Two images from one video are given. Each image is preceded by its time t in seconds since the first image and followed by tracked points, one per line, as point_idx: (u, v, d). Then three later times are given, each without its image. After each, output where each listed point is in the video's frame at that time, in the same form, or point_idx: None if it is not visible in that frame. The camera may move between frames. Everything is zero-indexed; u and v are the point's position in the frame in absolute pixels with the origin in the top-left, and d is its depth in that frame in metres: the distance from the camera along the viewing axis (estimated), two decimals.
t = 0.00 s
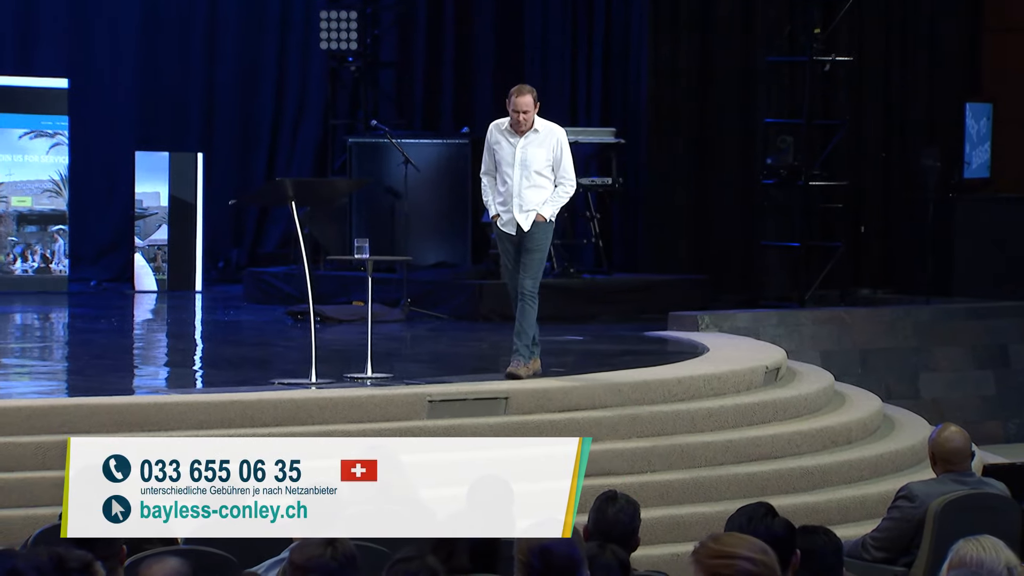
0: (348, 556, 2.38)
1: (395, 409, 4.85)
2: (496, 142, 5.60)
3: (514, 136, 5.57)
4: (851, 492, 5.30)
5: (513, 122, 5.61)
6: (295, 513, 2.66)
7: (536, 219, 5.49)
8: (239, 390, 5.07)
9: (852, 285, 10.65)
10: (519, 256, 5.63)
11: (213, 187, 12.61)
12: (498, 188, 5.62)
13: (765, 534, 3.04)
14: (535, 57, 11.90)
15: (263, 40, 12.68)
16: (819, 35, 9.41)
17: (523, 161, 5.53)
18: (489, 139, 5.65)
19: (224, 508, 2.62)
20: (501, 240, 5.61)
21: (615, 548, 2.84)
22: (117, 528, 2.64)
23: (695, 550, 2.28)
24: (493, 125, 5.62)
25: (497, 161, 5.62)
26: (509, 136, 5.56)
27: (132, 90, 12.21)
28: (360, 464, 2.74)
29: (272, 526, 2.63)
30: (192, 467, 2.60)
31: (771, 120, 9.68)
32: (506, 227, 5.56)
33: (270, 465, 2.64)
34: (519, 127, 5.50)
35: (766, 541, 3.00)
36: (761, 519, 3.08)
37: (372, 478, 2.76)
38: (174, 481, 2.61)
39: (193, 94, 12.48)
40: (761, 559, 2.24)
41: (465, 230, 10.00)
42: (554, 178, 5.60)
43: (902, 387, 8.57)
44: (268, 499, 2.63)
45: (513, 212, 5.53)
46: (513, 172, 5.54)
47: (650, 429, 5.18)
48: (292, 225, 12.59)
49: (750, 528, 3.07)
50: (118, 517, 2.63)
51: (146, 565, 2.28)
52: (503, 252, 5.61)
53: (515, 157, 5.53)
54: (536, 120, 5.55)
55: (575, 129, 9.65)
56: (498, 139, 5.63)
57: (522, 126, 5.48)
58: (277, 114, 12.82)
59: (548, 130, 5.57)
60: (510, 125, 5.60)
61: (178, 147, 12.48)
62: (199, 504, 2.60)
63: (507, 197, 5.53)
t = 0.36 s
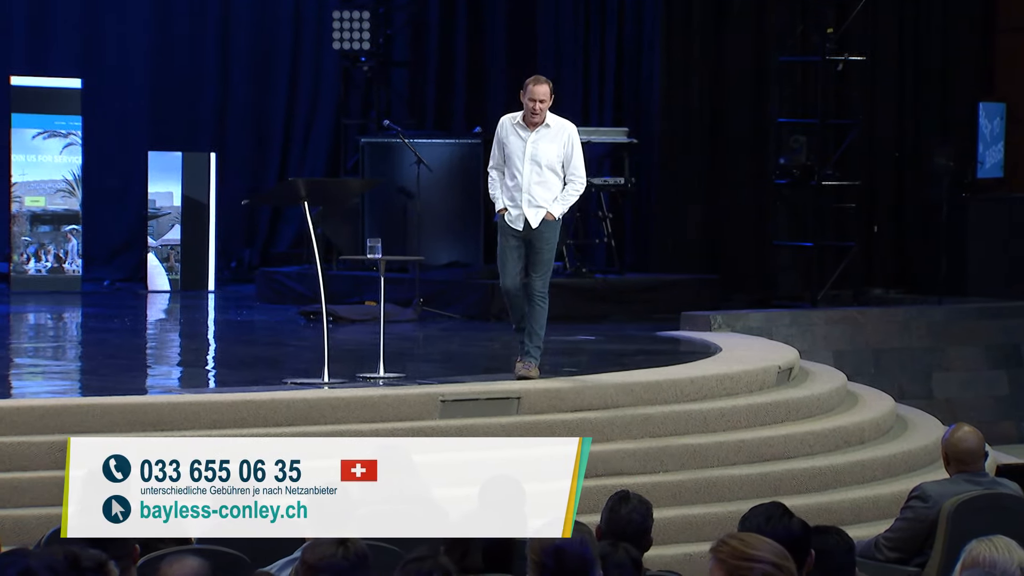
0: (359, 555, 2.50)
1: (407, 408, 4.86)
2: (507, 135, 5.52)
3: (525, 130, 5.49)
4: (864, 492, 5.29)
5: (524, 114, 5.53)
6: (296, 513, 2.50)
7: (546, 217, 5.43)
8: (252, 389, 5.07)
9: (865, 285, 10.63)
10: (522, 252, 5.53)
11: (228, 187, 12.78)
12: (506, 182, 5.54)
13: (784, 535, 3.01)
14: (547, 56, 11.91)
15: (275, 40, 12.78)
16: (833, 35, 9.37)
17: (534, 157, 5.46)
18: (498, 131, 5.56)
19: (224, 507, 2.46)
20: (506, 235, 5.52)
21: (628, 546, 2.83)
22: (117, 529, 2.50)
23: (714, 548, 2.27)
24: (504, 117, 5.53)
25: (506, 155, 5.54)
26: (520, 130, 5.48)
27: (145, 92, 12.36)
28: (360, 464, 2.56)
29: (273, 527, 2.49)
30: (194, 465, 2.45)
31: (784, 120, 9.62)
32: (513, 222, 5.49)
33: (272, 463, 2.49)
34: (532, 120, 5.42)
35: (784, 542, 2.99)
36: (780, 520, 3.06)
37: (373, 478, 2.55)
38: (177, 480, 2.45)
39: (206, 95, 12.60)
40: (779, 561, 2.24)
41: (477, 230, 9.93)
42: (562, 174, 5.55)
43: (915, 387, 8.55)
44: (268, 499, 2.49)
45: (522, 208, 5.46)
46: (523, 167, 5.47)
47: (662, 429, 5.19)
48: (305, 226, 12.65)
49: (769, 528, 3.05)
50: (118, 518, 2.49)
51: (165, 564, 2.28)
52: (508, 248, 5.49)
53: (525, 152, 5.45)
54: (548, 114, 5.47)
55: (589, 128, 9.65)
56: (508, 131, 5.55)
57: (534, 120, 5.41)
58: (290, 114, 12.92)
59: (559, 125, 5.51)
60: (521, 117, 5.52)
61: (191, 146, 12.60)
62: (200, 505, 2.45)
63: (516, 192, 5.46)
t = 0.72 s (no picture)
0: (373, 555, 2.37)
1: (420, 408, 4.87)
2: (514, 136, 5.43)
3: (534, 131, 5.42)
4: (877, 492, 5.28)
5: (529, 114, 5.45)
6: (295, 513, 2.69)
7: (558, 218, 5.41)
8: (265, 389, 5.08)
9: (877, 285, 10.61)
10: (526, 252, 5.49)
11: (240, 187, 12.86)
12: (512, 183, 5.47)
13: (801, 534, 3.00)
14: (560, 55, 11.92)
15: (288, 41, 12.87)
16: (845, 35, 9.34)
17: (544, 158, 5.41)
18: (504, 131, 5.46)
19: (224, 507, 2.63)
20: (513, 235, 5.45)
21: (641, 547, 2.83)
22: (118, 528, 2.67)
23: (728, 549, 2.28)
24: (510, 118, 5.43)
25: (513, 156, 5.45)
26: (529, 131, 5.40)
27: (157, 93, 12.41)
28: (361, 464, 2.78)
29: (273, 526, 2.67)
30: (192, 467, 2.62)
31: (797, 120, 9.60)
32: (523, 223, 5.43)
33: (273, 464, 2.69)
34: (542, 123, 5.35)
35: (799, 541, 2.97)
36: (799, 518, 3.04)
37: (372, 478, 2.78)
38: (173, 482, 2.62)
39: (219, 95, 12.66)
40: (793, 563, 2.23)
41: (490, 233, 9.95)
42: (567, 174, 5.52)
43: (928, 387, 8.53)
44: (268, 499, 2.67)
45: (532, 210, 5.41)
46: (533, 168, 5.40)
47: (674, 429, 5.18)
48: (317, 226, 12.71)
49: (787, 526, 3.02)
50: (118, 517, 2.67)
51: (177, 564, 2.26)
52: (513, 246, 5.45)
53: (537, 154, 5.39)
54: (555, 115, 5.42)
55: (601, 128, 9.62)
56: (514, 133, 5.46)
57: (544, 123, 5.36)
58: (303, 115, 12.99)
59: (566, 126, 5.47)
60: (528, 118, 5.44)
61: (204, 146, 12.61)
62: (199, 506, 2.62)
63: (527, 193, 5.40)
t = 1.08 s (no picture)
0: (384, 555, 2.37)
1: (431, 408, 4.88)
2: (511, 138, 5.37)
3: (532, 132, 5.37)
4: (888, 493, 5.27)
5: (524, 116, 5.39)
6: (296, 513, 2.85)
7: (559, 219, 5.37)
8: (276, 389, 5.10)
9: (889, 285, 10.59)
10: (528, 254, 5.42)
11: (251, 188, 12.89)
12: (510, 185, 5.40)
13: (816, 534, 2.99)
14: (571, 56, 11.97)
15: (299, 41, 12.89)
16: (857, 35, 9.31)
17: (544, 160, 5.36)
18: (500, 134, 5.39)
19: (224, 508, 2.79)
20: (513, 237, 5.38)
21: (652, 548, 2.82)
22: (118, 528, 2.82)
23: (738, 550, 2.28)
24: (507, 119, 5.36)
25: (511, 158, 5.39)
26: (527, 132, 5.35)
27: (169, 93, 12.44)
28: (360, 464, 2.92)
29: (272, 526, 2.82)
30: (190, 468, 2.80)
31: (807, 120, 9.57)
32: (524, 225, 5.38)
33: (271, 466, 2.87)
34: (539, 123, 5.30)
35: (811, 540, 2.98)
36: (816, 517, 3.03)
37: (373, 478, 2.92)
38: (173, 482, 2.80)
39: (230, 96, 12.70)
40: (804, 564, 2.23)
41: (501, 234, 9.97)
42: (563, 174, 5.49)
43: (939, 387, 8.51)
44: (268, 499, 2.84)
45: (533, 212, 5.37)
46: (533, 170, 5.35)
47: (685, 429, 5.18)
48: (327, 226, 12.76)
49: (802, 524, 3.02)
50: (118, 517, 2.82)
51: (189, 563, 2.27)
52: (514, 249, 5.38)
53: (536, 155, 5.34)
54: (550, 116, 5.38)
55: (611, 128, 9.60)
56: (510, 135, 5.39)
57: (542, 123, 5.31)
58: (314, 115, 13.02)
59: (562, 127, 5.44)
60: (524, 119, 5.38)
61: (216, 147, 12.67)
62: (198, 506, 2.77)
63: (528, 195, 5.35)
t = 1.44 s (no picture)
0: (390, 554, 2.33)
1: (437, 408, 4.88)
2: (504, 134, 5.20)
3: (524, 127, 5.21)
4: (895, 492, 5.27)
5: (516, 112, 5.22)
6: (294, 513, 3.14)
7: (556, 214, 5.20)
8: (283, 389, 5.10)
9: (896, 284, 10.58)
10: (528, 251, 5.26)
11: (258, 188, 12.91)
12: (502, 183, 5.22)
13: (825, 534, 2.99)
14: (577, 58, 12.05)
15: (306, 42, 12.93)
16: (864, 35, 9.30)
17: (537, 155, 5.19)
18: (492, 131, 5.21)
19: (224, 507, 3.00)
20: (509, 237, 5.21)
21: (660, 549, 2.81)
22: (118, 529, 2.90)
23: (743, 551, 2.28)
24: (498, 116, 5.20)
25: (502, 155, 5.21)
26: (520, 127, 5.19)
27: (176, 94, 12.46)
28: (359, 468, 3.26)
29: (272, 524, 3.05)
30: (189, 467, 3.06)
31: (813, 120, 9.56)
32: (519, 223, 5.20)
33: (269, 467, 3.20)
34: (533, 117, 5.13)
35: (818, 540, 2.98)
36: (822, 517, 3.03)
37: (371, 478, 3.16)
38: (173, 481, 3.05)
39: (237, 96, 12.73)
40: (808, 566, 2.23)
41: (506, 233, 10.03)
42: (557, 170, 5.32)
43: (947, 387, 8.49)
44: (267, 499, 3.11)
45: (528, 208, 5.18)
46: (527, 165, 5.18)
47: (691, 429, 5.18)
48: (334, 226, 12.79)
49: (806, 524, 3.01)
50: (118, 518, 2.92)
51: (195, 563, 2.27)
52: (512, 248, 5.21)
53: (530, 150, 5.17)
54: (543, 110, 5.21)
55: (618, 128, 9.59)
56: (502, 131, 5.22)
57: (535, 116, 5.14)
58: (321, 115, 13.05)
59: (555, 121, 5.27)
60: (516, 115, 5.21)
61: (223, 147, 12.70)
62: (199, 501, 2.99)
63: (522, 192, 5.17)
